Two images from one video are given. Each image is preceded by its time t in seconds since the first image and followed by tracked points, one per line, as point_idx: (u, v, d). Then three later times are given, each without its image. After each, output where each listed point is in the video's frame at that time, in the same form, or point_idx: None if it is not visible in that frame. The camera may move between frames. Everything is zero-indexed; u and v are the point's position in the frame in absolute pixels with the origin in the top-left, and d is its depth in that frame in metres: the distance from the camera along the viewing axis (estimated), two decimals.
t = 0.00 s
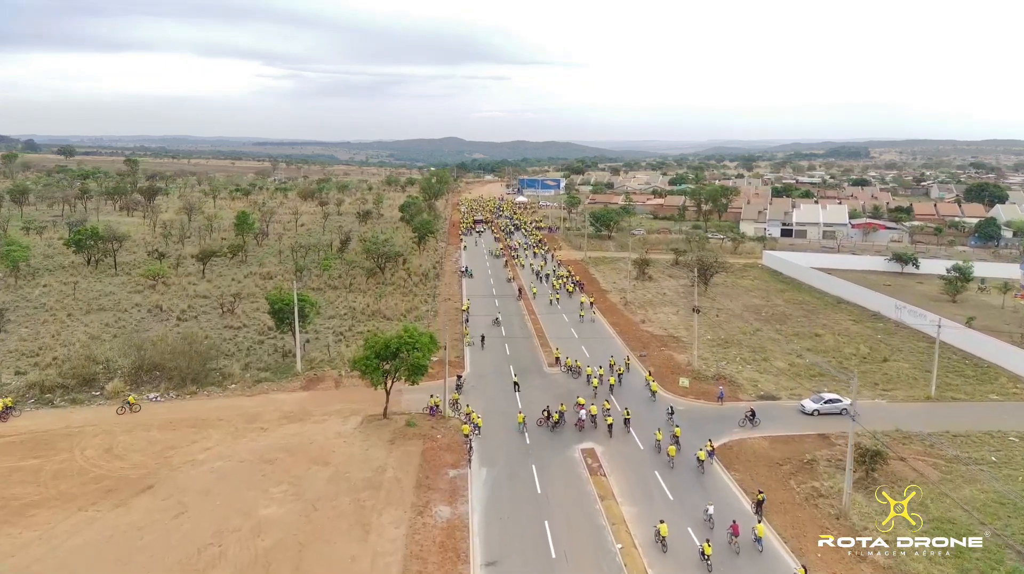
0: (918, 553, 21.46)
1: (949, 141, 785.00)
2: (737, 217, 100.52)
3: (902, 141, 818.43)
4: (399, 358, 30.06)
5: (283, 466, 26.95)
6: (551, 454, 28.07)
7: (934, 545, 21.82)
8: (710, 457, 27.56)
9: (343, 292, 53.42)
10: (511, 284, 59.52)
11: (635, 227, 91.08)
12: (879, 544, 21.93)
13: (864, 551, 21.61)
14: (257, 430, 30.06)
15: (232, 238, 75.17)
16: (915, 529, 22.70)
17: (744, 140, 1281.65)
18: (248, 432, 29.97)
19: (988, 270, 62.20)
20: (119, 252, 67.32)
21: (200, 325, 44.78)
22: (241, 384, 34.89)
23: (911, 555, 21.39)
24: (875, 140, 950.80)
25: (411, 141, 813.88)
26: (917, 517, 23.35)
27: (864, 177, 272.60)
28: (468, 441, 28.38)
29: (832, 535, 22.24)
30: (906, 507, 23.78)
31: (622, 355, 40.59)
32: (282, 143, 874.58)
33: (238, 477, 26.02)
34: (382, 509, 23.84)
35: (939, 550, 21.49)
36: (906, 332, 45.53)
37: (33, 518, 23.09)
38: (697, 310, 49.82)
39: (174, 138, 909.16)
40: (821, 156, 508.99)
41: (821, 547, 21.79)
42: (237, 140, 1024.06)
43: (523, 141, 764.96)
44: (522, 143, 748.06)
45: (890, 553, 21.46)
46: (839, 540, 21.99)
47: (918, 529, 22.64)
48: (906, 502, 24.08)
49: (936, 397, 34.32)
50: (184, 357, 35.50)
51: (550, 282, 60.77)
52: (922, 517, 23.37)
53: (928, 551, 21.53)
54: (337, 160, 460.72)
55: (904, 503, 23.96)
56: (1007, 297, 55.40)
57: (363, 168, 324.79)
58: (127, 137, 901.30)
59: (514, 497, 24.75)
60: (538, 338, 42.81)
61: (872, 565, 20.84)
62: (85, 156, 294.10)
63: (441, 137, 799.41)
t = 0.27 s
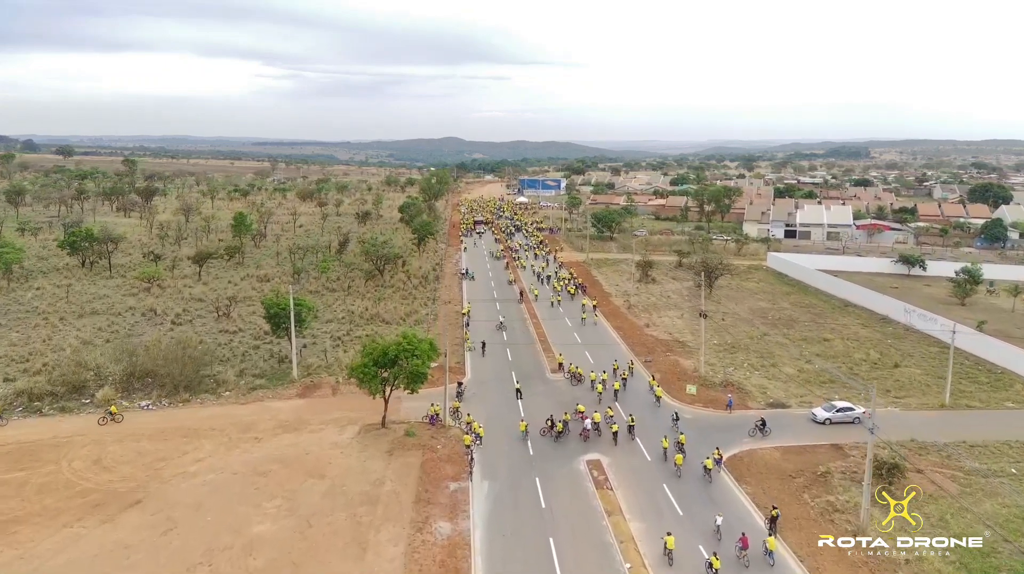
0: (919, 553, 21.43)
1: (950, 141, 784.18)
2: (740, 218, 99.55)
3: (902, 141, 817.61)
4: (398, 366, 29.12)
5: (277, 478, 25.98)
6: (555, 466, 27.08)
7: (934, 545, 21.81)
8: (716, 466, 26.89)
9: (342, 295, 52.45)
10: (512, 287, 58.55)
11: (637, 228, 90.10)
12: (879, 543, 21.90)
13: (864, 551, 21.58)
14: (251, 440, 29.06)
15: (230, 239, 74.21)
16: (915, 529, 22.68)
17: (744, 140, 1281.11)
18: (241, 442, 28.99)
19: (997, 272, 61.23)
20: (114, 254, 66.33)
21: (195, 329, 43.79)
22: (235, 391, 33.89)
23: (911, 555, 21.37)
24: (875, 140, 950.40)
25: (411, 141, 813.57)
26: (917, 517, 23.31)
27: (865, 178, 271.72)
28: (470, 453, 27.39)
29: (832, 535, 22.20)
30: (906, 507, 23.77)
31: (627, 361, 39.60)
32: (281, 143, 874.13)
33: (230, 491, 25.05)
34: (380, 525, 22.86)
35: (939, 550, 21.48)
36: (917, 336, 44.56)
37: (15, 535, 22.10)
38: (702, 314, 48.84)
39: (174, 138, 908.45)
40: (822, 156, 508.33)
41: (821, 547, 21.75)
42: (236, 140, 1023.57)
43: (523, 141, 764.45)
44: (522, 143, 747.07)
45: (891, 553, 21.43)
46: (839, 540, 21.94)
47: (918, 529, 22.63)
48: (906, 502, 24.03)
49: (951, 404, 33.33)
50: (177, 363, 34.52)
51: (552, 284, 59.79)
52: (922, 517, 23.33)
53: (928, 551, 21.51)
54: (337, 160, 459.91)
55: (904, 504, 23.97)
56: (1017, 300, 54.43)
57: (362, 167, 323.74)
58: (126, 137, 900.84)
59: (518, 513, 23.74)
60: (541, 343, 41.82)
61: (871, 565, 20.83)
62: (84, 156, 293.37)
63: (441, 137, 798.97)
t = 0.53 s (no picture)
0: (918, 552, 21.45)
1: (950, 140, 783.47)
2: (742, 219, 98.61)
3: (902, 141, 816.94)
4: (396, 374, 28.10)
5: (271, 492, 25.01)
6: (560, 479, 26.07)
7: (933, 545, 21.81)
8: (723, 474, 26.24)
9: (340, 299, 51.45)
10: (513, 290, 57.54)
11: (639, 229, 89.10)
12: (879, 543, 21.92)
13: (864, 550, 21.59)
14: (244, 452, 28.07)
15: (227, 241, 73.20)
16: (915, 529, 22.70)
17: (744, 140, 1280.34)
18: (234, 454, 28.00)
19: (1005, 274, 60.29)
20: (109, 256, 65.34)
21: (189, 334, 42.83)
22: (229, 400, 32.90)
23: (911, 554, 21.39)
24: (875, 140, 950.13)
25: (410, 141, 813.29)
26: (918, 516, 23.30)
27: (868, 178, 270.66)
28: (471, 465, 26.39)
29: (832, 535, 22.23)
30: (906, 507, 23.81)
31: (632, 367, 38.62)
32: (281, 143, 873.98)
33: (222, 506, 24.08)
34: (378, 543, 21.88)
35: (939, 550, 21.50)
36: (927, 341, 43.58)
37: None
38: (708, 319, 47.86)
39: (173, 138, 908.00)
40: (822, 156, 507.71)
41: (821, 546, 21.79)
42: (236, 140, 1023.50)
43: (523, 140, 764.33)
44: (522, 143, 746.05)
45: (891, 552, 21.44)
46: (839, 540, 21.96)
47: (918, 529, 22.64)
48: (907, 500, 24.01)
49: (966, 413, 32.36)
50: (169, 370, 33.56)
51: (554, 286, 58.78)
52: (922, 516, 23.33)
53: (927, 550, 21.51)
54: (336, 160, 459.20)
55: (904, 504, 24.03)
56: None
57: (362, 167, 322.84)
58: (126, 137, 900.28)
59: (522, 530, 22.71)
60: (543, 348, 40.81)
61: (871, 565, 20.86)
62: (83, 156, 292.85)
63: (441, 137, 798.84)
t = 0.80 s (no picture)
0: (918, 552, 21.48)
1: (951, 140, 782.79)
2: (746, 220, 97.47)
3: (902, 141, 816.30)
4: (394, 384, 26.95)
5: (264, 510, 23.87)
6: (565, 495, 24.93)
7: (934, 545, 21.77)
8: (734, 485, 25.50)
9: (337, 303, 50.25)
10: (515, 293, 56.35)
11: (641, 230, 87.95)
12: (879, 544, 21.95)
13: (864, 550, 21.61)
14: (236, 466, 26.93)
15: (223, 243, 71.97)
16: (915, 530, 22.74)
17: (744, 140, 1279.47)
18: (226, 468, 26.85)
19: (1016, 277, 59.19)
20: (103, 259, 64.13)
21: (182, 340, 41.66)
22: (221, 410, 31.70)
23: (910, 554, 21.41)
24: (875, 140, 949.35)
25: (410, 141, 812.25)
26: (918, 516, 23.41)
27: (869, 178, 269.63)
28: (472, 480, 25.25)
29: (833, 536, 22.27)
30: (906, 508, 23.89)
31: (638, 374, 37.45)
32: (281, 143, 872.80)
33: (211, 525, 22.93)
34: (374, 566, 20.73)
35: (939, 550, 21.43)
36: (940, 347, 42.46)
37: None
38: (714, 324, 46.71)
39: (173, 138, 906.47)
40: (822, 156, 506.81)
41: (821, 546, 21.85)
42: (236, 140, 1022.21)
43: (522, 140, 763.29)
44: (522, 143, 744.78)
45: (890, 552, 21.47)
46: (839, 540, 22.01)
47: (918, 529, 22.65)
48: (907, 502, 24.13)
49: (986, 423, 31.26)
50: (160, 379, 32.36)
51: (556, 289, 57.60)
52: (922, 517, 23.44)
53: (927, 550, 21.53)
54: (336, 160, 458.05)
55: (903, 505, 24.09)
56: None
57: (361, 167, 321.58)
58: (125, 137, 898.65)
59: (526, 551, 21.57)
60: (546, 355, 39.64)
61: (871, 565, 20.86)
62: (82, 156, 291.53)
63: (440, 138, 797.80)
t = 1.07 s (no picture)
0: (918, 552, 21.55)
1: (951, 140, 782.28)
2: (749, 221, 96.48)
3: (902, 141, 815.65)
4: (393, 394, 25.91)
5: (256, 526, 22.88)
6: (571, 511, 23.91)
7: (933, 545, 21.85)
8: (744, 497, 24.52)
9: (335, 306, 49.24)
10: (516, 296, 55.34)
11: (644, 232, 86.97)
12: (879, 543, 22.01)
13: (864, 550, 21.68)
14: (228, 479, 25.92)
15: (219, 245, 70.95)
16: (915, 530, 22.82)
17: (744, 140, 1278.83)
18: (218, 481, 25.85)
19: None
20: (97, 260, 63.07)
21: (175, 346, 40.68)
22: (214, 419, 30.69)
23: (910, 554, 21.47)
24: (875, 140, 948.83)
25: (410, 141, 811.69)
26: (917, 517, 23.52)
27: (869, 178, 269.36)
28: (473, 495, 24.23)
29: (832, 535, 22.32)
30: (906, 507, 23.94)
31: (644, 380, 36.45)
32: (280, 143, 872.37)
33: (201, 542, 21.94)
34: None
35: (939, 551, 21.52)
36: (952, 352, 41.48)
37: None
38: (720, 328, 45.75)
39: (172, 138, 905.29)
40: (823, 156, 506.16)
41: (821, 546, 21.90)
42: (235, 140, 1021.44)
43: (522, 141, 762.66)
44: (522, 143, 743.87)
45: (890, 552, 21.52)
46: (839, 540, 22.05)
47: (918, 529, 22.75)
48: (906, 503, 24.28)
49: (1004, 432, 30.27)
50: (151, 387, 31.34)
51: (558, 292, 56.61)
52: (921, 517, 23.55)
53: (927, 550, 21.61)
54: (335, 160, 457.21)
55: (904, 504, 24.14)
56: None
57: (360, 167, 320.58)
58: (124, 136, 897.84)
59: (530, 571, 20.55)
60: (549, 362, 38.63)
61: (871, 564, 20.93)
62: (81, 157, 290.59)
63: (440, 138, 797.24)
